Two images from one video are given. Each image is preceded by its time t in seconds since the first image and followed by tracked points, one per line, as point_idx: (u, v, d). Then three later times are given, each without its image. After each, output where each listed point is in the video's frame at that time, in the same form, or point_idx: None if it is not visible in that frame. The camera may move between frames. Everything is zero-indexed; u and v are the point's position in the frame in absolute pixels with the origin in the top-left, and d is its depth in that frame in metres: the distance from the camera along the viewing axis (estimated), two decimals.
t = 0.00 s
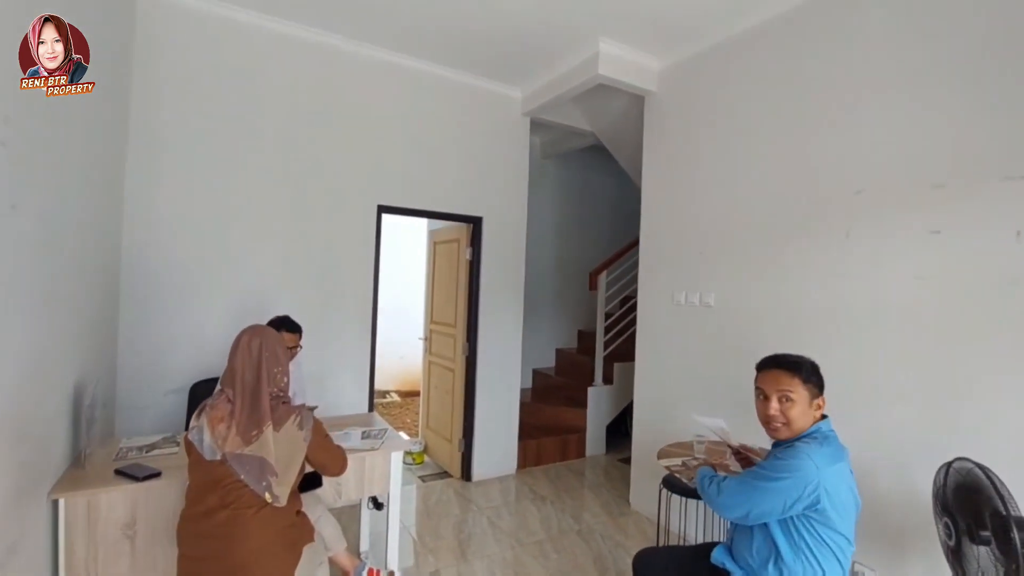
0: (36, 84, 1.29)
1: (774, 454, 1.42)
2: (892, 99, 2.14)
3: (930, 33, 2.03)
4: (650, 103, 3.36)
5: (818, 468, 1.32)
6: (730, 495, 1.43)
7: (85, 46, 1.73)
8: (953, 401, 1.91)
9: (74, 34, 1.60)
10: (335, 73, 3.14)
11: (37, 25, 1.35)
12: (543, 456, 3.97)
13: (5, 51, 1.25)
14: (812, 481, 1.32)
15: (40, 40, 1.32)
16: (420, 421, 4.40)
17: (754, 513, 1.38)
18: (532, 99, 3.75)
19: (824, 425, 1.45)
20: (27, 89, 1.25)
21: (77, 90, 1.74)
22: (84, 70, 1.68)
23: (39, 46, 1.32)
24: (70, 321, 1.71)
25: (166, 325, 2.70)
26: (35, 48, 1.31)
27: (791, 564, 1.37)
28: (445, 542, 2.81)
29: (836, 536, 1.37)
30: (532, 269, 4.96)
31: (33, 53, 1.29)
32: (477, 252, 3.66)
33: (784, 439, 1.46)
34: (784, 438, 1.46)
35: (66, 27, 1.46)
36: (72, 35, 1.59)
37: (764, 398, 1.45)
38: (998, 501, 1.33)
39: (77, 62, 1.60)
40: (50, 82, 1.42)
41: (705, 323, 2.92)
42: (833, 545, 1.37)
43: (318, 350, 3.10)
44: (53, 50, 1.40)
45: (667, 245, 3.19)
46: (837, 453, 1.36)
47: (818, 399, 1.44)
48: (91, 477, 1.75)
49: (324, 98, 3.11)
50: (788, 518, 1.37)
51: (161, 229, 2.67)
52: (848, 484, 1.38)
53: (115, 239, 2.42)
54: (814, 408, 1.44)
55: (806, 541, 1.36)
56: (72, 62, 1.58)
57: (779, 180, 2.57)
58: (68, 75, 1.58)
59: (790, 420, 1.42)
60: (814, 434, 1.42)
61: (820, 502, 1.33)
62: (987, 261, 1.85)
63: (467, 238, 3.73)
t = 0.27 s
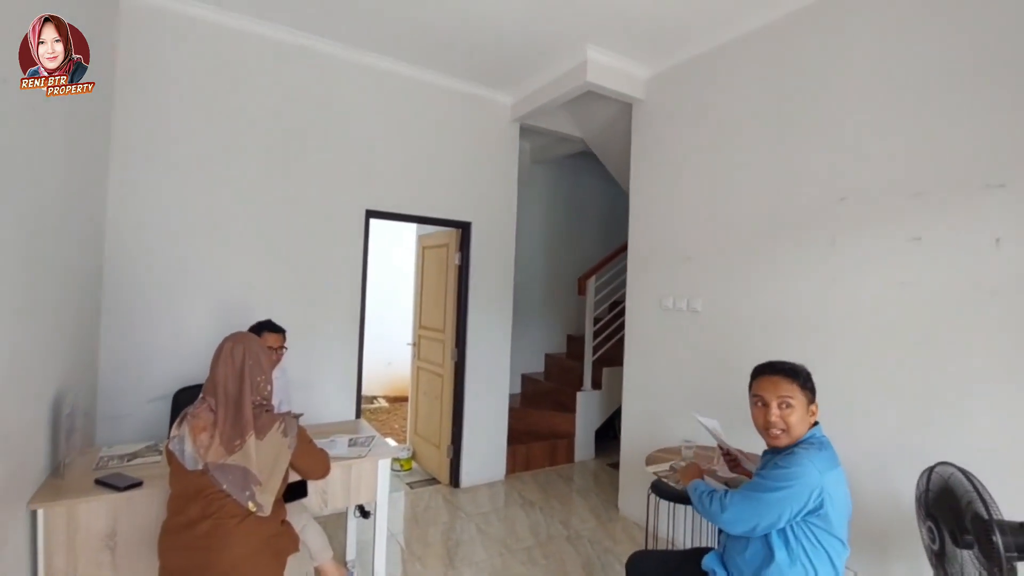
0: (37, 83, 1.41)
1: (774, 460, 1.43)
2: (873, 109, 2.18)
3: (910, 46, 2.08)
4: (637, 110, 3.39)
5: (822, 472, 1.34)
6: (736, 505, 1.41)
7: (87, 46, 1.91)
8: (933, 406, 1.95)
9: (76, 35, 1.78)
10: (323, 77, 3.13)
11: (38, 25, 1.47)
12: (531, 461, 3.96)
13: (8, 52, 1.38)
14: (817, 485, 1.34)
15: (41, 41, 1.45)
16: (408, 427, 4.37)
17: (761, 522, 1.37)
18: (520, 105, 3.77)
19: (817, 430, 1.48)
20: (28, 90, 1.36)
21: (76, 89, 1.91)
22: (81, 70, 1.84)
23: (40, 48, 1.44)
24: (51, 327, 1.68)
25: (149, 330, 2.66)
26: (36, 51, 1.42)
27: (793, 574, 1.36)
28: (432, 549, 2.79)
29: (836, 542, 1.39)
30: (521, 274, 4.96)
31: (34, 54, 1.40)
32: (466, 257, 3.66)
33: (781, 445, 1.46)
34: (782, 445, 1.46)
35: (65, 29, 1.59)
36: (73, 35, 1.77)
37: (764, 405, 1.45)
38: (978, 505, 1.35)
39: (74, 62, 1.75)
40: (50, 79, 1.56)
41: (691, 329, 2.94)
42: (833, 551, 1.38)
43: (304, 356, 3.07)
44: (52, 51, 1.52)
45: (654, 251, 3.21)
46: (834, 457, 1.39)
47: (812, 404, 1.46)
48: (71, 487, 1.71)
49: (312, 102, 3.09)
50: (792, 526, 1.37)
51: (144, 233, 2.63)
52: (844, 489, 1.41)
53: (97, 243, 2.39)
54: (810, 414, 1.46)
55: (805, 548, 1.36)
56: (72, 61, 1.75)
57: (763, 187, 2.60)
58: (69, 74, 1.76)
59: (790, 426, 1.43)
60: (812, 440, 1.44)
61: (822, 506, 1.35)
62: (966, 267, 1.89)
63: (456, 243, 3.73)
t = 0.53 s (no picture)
0: (36, 82, 1.57)
1: (760, 470, 1.44)
2: (851, 121, 2.24)
3: (886, 61, 2.14)
4: (623, 119, 3.43)
5: (809, 482, 1.36)
6: (725, 518, 1.41)
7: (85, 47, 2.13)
8: (910, 411, 1.99)
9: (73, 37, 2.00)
10: (309, 82, 3.12)
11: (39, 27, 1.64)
12: (518, 468, 3.95)
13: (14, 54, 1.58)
14: (804, 495, 1.35)
15: (42, 41, 1.61)
16: (393, 435, 4.33)
17: (750, 534, 1.37)
18: (507, 112, 3.79)
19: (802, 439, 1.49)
20: (34, 90, 1.57)
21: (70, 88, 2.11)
22: (80, 71, 2.04)
23: (43, 48, 1.63)
24: (24, 334, 1.63)
25: (128, 337, 2.60)
26: (41, 51, 1.62)
27: None
28: (417, 559, 2.76)
29: (824, 550, 1.40)
30: (507, 280, 4.96)
31: (37, 54, 1.58)
32: (453, 264, 3.65)
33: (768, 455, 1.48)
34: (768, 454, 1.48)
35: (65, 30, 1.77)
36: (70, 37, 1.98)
37: (751, 414, 1.46)
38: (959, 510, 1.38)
39: (75, 64, 1.98)
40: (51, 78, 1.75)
41: (676, 335, 2.97)
42: (821, 560, 1.39)
43: (288, 363, 3.03)
44: (57, 51, 1.73)
45: (639, 258, 3.24)
46: (820, 465, 1.40)
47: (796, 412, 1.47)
48: (44, 499, 1.66)
49: (297, 107, 3.07)
50: (780, 536, 1.38)
51: (123, 237, 2.58)
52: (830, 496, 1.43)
53: (74, 247, 2.33)
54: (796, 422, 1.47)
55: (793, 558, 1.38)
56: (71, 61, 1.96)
57: (746, 195, 2.65)
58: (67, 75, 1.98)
59: (776, 434, 1.45)
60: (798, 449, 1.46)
61: (809, 516, 1.36)
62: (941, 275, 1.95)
63: (442, 249, 3.72)
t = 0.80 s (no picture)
0: (36, 77, 1.77)
1: (743, 478, 1.45)
2: (832, 131, 2.28)
3: (864, 73, 2.19)
4: (609, 126, 3.46)
5: (790, 490, 1.37)
6: (708, 528, 1.41)
7: (82, 48, 2.36)
8: (891, 416, 2.02)
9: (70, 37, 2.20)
10: (296, 87, 3.10)
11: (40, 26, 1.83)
12: (505, 476, 3.93)
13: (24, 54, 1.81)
14: (785, 503, 1.36)
15: (42, 41, 1.80)
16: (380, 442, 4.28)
17: (733, 542, 1.38)
18: (495, 119, 3.80)
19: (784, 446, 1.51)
20: (36, 87, 1.79)
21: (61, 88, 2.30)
22: (78, 74, 2.31)
23: (43, 48, 1.83)
24: None
25: (108, 344, 2.55)
26: (43, 51, 1.82)
27: None
28: (403, 569, 2.72)
29: (805, 556, 1.42)
30: (495, 286, 4.95)
31: (37, 53, 1.77)
32: (440, 270, 3.63)
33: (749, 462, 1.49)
34: (750, 461, 1.49)
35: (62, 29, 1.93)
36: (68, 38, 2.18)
37: (733, 422, 1.48)
38: (939, 511, 1.40)
39: (74, 65, 2.21)
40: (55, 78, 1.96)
41: (662, 342, 2.99)
42: (802, 566, 1.41)
43: (272, 371, 2.99)
44: (57, 52, 1.94)
45: (626, 265, 3.26)
46: (801, 473, 1.41)
47: (777, 418, 1.48)
48: (18, 512, 1.61)
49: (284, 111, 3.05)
50: (763, 544, 1.39)
51: (104, 242, 2.53)
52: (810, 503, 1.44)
53: (54, 252, 2.29)
54: (777, 428, 1.48)
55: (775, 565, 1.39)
56: (70, 62, 2.16)
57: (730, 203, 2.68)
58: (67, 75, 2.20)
59: (758, 442, 1.46)
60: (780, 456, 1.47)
61: (791, 523, 1.37)
62: (919, 283, 1.99)
63: (429, 255, 3.71)
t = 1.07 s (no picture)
0: (34, 76, 1.93)
1: (723, 483, 1.46)
2: (811, 140, 2.33)
3: (843, 84, 2.24)
4: (595, 133, 3.49)
5: (769, 494, 1.39)
6: (690, 533, 1.42)
7: (84, 51, 2.47)
8: (870, 420, 2.06)
9: (72, 38, 2.36)
10: (282, 92, 3.08)
11: (39, 26, 1.99)
12: (491, 482, 3.91)
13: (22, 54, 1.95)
14: (765, 507, 1.38)
15: (42, 41, 1.98)
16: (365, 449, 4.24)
17: (714, 547, 1.39)
18: (481, 124, 3.82)
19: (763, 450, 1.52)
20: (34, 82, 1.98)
21: (61, 89, 2.39)
22: (83, 72, 2.46)
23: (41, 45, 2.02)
24: None
25: (85, 350, 2.49)
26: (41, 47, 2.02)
27: None
28: None
29: (785, 559, 1.43)
30: (481, 292, 4.95)
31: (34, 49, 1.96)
32: (426, 275, 3.62)
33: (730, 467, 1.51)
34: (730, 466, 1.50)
35: (62, 30, 2.09)
36: (70, 39, 2.34)
37: (713, 427, 1.49)
38: (919, 513, 1.44)
39: (76, 64, 2.38)
40: (52, 76, 2.09)
41: (646, 346, 3.01)
42: (783, 570, 1.42)
43: (255, 377, 2.95)
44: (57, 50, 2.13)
45: (611, 270, 3.28)
46: (780, 477, 1.42)
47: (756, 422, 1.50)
48: None
49: (269, 115, 3.03)
50: (744, 548, 1.40)
51: (83, 246, 2.49)
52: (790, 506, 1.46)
53: (29, 256, 2.24)
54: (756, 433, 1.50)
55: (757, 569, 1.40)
56: (71, 62, 2.32)
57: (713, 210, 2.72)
58: (68, 74, 2.34)
59: (738, 447, 1.47)
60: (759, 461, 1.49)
61: (770, 528, 1.39)
62: (896, 289, 2.03)
63: (415, 260, 3.69)
